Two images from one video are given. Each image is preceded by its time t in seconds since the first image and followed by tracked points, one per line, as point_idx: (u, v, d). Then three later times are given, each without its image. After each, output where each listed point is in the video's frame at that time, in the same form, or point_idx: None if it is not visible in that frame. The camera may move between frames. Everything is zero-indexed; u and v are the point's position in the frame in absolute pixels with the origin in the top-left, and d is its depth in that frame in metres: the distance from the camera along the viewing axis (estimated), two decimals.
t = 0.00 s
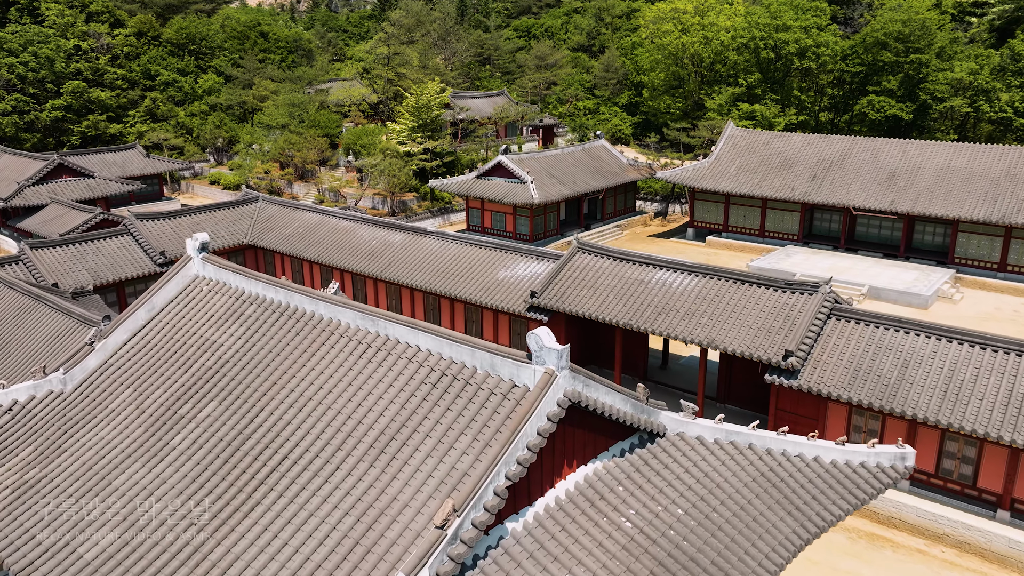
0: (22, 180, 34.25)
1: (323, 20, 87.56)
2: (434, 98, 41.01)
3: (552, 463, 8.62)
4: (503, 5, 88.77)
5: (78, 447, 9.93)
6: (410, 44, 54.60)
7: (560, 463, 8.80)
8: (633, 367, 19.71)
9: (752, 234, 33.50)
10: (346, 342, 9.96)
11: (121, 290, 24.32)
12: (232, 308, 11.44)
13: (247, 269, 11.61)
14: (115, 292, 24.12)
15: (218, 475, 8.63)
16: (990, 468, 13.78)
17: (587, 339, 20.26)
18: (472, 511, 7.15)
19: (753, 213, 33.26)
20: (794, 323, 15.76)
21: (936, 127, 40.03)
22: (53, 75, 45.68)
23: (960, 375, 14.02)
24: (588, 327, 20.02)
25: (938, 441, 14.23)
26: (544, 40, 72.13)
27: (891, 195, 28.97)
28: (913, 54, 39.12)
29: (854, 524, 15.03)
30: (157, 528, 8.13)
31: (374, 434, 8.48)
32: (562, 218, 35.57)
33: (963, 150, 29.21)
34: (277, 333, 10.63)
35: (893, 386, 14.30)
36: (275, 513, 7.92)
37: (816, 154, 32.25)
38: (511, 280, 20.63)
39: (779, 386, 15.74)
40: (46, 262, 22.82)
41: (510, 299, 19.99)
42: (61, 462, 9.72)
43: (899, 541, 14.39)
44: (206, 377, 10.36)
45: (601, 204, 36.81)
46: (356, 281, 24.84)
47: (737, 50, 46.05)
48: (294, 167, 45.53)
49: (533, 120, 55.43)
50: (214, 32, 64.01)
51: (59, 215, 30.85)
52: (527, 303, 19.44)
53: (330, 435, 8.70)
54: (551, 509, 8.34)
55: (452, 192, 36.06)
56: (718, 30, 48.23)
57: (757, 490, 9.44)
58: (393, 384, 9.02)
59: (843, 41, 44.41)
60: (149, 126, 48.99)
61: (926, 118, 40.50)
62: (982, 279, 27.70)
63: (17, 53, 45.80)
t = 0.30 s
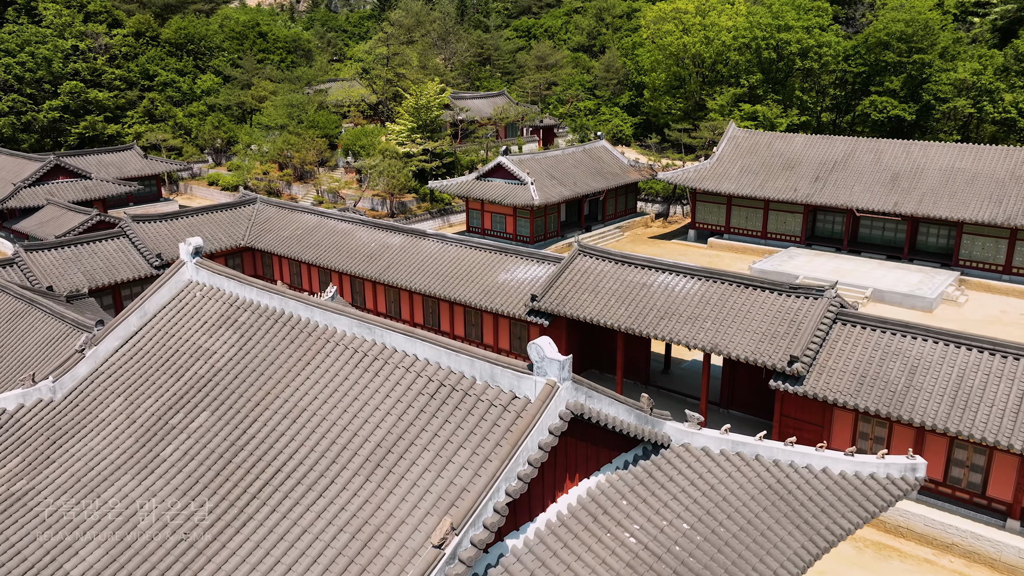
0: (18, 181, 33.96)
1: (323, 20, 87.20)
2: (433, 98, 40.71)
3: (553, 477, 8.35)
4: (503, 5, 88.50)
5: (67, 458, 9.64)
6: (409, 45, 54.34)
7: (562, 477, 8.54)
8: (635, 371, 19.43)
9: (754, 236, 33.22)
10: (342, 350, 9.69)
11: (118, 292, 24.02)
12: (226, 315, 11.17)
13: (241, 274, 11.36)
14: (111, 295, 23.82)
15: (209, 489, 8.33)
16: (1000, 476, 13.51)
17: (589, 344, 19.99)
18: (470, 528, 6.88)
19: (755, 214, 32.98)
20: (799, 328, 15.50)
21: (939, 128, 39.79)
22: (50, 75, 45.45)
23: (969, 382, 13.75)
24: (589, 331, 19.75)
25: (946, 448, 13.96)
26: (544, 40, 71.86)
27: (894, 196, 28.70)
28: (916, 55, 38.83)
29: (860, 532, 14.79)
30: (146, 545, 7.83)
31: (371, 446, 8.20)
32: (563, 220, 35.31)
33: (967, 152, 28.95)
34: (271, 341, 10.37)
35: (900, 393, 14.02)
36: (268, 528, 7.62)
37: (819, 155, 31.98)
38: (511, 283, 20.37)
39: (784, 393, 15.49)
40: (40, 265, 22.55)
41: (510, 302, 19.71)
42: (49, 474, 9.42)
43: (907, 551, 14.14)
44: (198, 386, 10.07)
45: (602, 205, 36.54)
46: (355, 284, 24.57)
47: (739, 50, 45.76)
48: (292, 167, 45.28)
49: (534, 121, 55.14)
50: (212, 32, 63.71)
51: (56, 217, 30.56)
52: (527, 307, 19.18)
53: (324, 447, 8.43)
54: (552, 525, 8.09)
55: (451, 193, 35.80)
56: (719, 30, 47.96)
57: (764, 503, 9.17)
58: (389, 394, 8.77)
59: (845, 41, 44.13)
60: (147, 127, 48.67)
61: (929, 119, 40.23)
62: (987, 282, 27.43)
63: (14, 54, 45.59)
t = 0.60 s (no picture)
0: (14, 182, 33.69)
1: (322, 20, 86.84)
2: (433, 99, 40.48)
3: (556, 490, 8.11)
4: (503, 5, 88.22)
5: (56, 468, 9.35)
6: (409, 45, 54.11)
7: (564, 489, 8.30)
8: (637, 375, 19.19)
9: (756, 237, 32.99)
10: (339, 358, 9.46)
11: (114, 295, 23.79)
12: (220, 321, 10.93)
13: (235, 279, 11.13)
14: (107, 298, 23.59)
15: (201, 500, 8.06)
16: (1009, 484, 13.26)
17: (590, 347, 19.75)
18: (470, 546, 6.64)
19: (757, 215, 32.74)
20: (804, 333, 15.26)
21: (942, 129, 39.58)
22: (48, 75, 45.20)
23: (977, 388, 13.51)
24: (590, 334, 19.51)
25: (955, 455, 13.71)
26: (544, 40, 71.61)
27: (898, 197, 28.46)
28: (919, 55, 38.60)
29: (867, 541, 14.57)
30: (135, 559, 7.55)
31: (367, 458, 7.96)
32: (563, 221, 35.08)
33: (971, 152, 28.71)
34: (266, 348, 10.13)
35: (907, 399, 13.78)
36: (260, 544, 7.36)
37: (822, 156, 31.75)
38: (511, 286, 20.13)
39: (788, 398, 15.25)
40: (36, 267, 22.30)
41: (510, 305, 19.48)
42: (37, 484, 9.14)
43: (915, 560, 13.92)
44: (191, 394, 9.82)
45: (603, 206, 36.33)
46: (353, 286, 24.33)
47: (740, 50, 45.50)
48: (291, 168, 45.11)
49: (534, 121, 54.88)
50: (211, 32, 63.44)
51: (52, 218, 30.32)
52: (527, 310, 18.94)
53: (320, 458, 8.17)
54: (554, 539, 7.85)
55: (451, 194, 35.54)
56: (720, 30, 47.72)
57: (772, 515, 8.92)
58: (386, 404, 8.53)
59: (847, 41, 43.88)
60: (146, 128, 48.44)
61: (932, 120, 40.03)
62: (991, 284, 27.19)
63: (11, 54, 45.31)
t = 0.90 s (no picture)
0: (11, 183, 33.48)
1: (321, 20, 86.58)
2: (433, 99, 40.24)
3: (558, 505, 7.91)
4: (503, 5, 87.97)
5: (43, 479, 9.03)
6: (408, 44, 53.91)
7: (567, 504, 8.11)
8: (639, 380, 18.93)
9: (759, 239, 32.73)
10: (335, 367, 9.20)
11: (110, 298, 23.53)
12: (214, 328, 10.66)
13: (230, 285, 10.87)
14: (103, 300, 23.32)
15: (193, 514, 7.75)
16: (1019, 492, 13.02)
17: (592, 351, 19.51)
18: (469, 565, 6.39)
19: (759, 217, 32.47)
20: (809, 338, 15.01)
21: (945, 129, 39.31)
22: (45, 76, 44.95)
23: (987, 394, 13.24)
24: (591, 338, 19.26)
25: (964, 463, 13.47)
26: (544, 40, 71.40)
27: (902, 199, 28.20)
28: (922, 54, 38.35)
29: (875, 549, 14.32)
30: None
31: (364, 471, 7.69)
32: (564, 222, 34.85)
33: (976, 153, 28.46)
34: (260, 356, 9.85)
35: (915, 405, 13.52)
36: (253, 561, 7.06)
37: (824, 157, 31.50)
38: (512, 289, 19.88)
39: (793, 404, 15.00)
40: (31, 270, 22.04)
41: (510, 308, 19.23)
42: (22, 496, 8.80)
43: (923, 570, 13.65)
44: (184, 403, 9.51)
45: (604, 208, 36.11)
46: (352, 289, 24.08)
47: (742, 50, 45.26)
48: (290, 169, 44.94)
49: (534, 122, 54.61)
50: (210, 32, 63.22)
51: (49, 219, 30.04)
52: (528, 314, 18.67)
53: (315, 472, 7.89)
54: (556, 556, 7.63)
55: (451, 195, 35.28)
56: (722, 30, 47.47)
57: (781, 528, 8.66)
58: (384, 415, 8.27)
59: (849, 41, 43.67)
60: (144, 129, 48.21)
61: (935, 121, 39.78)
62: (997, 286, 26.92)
63: (8, 54, 45.06)
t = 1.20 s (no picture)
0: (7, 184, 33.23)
1: (320, 19, 86.28)
2: (432, 100, 40.02)
3: (561, 522, 7.72)
4: (503, 5, 87.70)
5: (29, 490, 8.74)
6: (407, 45, 53.69)
7: (570, 519, 7.87)
8: (641, 385, 18.66)
9: (761, 241, 32.47)
10: (330, 377, 8.94)
11: (106, 300, 23.28)
12: (207, 335, 10.40)
13: (224, 291, 10.62)
14: (99, 303, 23.06)
15: (183, 529, 7.46)
16: None
17: (593, 356, 19.25)
18: None
19: (762, 218, 32.22)
20: (815, 343, 14.76)
21: (948, 130, 39.05)
22: (43, 76, 44.69)
23: (997, 402, 12.97)
24: (593, 343, 19.01)
25: (973, 471, 13.21)
26: (544, 40, 71.13)
27: (906, 200, 27.95)
28: (925, 54, 38.06)
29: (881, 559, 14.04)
30: None
31: (360, 486, 7.43)
32: (565, 224, 34.59)
33: (980, 155, 28.22)
34: (254, 364, 9.59)
35: (924, 412, 13.26)
36: None
37: (827, 158, 31.24)
38: (512, 292, 19.63)
39: (799, 411, 14.76)
40: (26, 272, 21.77)
41: (511, 312, 18.98)
42: (8, 508, 8.51)
43: None
44: (176, 413, 9.24)
45: (605, 209, 35.87)
46: (351, 292, 23.82)
47: (744, 50, 45.01)
48: (289, 170, 44.78)
49: (534, 122, 54.26)
50: (208, 32, 62.94)
51: (45, 221, 29.74)
52: (528, 318, 18.41)
53: (309, 486, 7.62)
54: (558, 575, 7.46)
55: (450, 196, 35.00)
56: (723, 30, 47.16)
57: (790, 543, 8.37)
58: (380, 427, 8.02)
59: (852, 41, 43.41)
60: (142, 129, 47.95)
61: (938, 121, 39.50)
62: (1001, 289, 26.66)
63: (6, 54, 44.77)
